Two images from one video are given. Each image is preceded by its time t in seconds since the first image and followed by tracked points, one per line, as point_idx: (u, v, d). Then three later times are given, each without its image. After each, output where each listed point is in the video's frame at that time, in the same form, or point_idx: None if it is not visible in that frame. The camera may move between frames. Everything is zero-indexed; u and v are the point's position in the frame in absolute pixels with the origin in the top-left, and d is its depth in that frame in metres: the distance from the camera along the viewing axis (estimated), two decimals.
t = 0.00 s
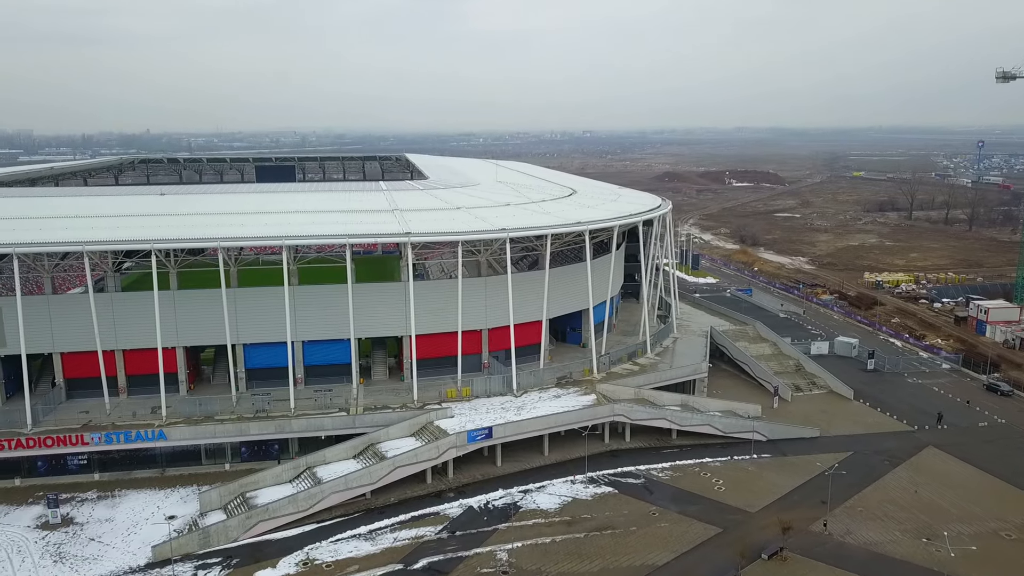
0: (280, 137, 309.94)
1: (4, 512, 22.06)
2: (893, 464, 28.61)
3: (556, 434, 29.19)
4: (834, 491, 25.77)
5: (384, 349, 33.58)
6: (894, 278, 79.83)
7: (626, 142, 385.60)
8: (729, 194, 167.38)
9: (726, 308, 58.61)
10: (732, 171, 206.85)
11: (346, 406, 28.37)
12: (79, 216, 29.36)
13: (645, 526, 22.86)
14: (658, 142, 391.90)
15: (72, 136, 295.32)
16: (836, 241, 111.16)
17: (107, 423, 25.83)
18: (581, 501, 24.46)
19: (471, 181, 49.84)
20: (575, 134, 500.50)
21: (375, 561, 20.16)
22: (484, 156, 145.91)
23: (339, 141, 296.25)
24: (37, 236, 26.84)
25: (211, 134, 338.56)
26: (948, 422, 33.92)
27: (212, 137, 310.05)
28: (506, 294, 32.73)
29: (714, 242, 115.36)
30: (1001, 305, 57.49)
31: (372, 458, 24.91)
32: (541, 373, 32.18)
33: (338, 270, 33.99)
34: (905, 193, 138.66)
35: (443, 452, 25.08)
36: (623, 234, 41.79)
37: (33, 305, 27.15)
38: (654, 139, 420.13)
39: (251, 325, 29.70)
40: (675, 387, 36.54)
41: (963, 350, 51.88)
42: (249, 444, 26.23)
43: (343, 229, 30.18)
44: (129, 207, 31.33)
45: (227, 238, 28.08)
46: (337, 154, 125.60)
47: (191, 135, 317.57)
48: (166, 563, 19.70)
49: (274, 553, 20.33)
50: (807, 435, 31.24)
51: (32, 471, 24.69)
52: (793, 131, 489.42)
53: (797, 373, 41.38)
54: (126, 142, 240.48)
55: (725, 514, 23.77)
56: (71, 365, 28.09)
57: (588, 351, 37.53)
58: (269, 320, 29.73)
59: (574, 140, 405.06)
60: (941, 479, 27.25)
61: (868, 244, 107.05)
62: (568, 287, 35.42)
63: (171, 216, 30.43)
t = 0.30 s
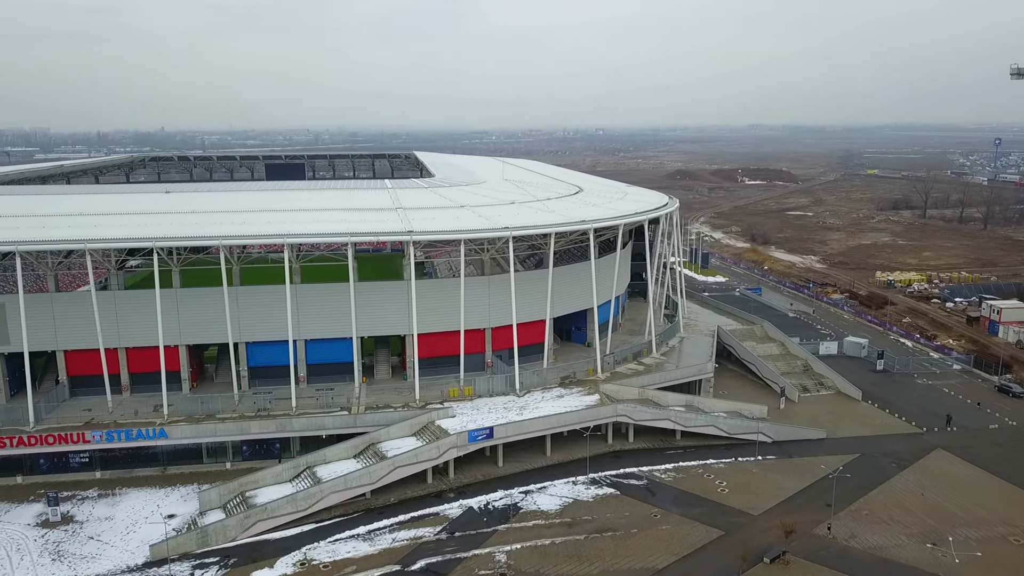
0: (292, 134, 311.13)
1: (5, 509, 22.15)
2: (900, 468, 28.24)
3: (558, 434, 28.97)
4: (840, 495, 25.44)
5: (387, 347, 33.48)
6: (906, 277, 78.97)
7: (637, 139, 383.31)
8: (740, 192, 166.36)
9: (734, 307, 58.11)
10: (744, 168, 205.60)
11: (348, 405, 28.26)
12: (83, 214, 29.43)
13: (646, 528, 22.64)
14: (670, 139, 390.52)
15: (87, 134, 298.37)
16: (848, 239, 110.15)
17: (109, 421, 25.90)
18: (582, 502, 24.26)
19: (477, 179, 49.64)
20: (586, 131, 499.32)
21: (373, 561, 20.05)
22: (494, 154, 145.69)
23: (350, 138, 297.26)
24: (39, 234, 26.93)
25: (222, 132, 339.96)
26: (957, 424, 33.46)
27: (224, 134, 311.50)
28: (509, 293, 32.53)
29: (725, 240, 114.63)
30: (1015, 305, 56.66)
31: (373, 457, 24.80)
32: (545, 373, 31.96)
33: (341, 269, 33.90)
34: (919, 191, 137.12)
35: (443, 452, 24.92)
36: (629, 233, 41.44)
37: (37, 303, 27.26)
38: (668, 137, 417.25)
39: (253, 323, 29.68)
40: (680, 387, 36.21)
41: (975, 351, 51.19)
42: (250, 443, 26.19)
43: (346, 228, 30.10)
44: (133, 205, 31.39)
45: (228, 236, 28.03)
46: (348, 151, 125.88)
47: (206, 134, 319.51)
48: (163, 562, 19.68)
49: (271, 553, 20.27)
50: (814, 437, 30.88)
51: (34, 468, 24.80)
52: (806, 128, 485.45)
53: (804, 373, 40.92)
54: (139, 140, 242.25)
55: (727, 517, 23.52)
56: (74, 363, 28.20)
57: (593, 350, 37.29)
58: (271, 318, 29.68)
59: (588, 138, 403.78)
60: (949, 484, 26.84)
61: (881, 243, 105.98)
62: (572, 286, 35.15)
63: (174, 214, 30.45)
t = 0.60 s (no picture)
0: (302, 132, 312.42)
1: (4, 508, 22.22)
2: (905, 471, 27.89)
3: (559, 434, 28.76)
4: (843, 498, 25.12)
5: (389, 346, 33.41)
6: (917, 276, 78.22)
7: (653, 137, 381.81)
8: (750, 190, 165.35)
9: (741, 307, 57.64)
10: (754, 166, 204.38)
11: (348, 404, 28.17)
12: (85, 212, 29.49)
13: (645, 531, 22.42)
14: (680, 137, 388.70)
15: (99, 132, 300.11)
16: (859, 238, 109.22)
17: (109, 420, 25.89)
18: (581, 503, 24.06)
19: (482, 176, 49.45)
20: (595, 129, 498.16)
21: (369, 562, 19.94)
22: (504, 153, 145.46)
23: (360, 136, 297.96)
24: (40, 231, 26.99)
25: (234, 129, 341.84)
26: (965, 427, 33.05)
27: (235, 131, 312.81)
28: (510, 291, 32.33)
29: (734, 239, 113.88)
30: None
31: (371, 457, 24.70)
32: (546, 373, 31.75)
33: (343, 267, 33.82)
34: (932, 189, 135.85)
35: (442, 452, 24.77)
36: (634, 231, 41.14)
37: (39, 301, 27.35)
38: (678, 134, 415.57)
39: (253, 322, 29.63)
40: (684, 387, 35.90)
41: (985, 351, 50.59)
42: (250, 442, 26.16)
43: (346, 226, 29.97)
44: (136, 203, 31.42)
45: (229, 234, 27.99)
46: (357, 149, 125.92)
47: (217, 131, 321.22)
48: (159, 562, 19.66)
49: (267, 553, 20.21)
50: (818, 438, 30.53)
51: (34, 466, 24.87)
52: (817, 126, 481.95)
53: (810, 374, 40.50)
54: (151, 139, 243.70)
55: (728, 519, 23.28)
56: (76, 361, 28.29)
57: (596, 350, 37.06)
58: (271, 317, 29.64)
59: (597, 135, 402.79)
60: (955, 489, 26.47)
61: (892, 241, 105.02)
62: (575, 285, 34.87)
63: (176, 212, 30.45)
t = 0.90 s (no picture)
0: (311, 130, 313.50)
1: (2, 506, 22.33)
2: (909, 474, 27.54)
3: (559, 435, 28.55)
4: (845, 502, 24.81)
5: (390, 346, 33.32)
6: (927, 275, 77.51)
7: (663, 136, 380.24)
8: (760, 188, 164.44)
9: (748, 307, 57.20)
10: (764, 164, 203.24)
11: (347, 404, 28.08)
12: (86, 210, 29.58)
13: (643, 533, 22.20)
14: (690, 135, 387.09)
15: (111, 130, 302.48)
16: (869, 236, 108.38)
17: (107, 419, 25.93)
18: (579, 505, 23.86)
19: (485, 175, 49.28)
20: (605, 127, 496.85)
21: (363, 564, 19.83)
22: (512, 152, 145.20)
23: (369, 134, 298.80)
24: (39, 230, 27.07)
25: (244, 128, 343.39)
26: (971, 431, 32.63)
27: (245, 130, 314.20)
28: (511, 291, 32.13)
29: (743, 238, 113.16)
30: None
31: (368, 457, 24.60)
32: (547, 372, 31.54)
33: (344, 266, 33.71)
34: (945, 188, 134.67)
35: (439, 453, 24.61)
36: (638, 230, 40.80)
37: (39, 299, 27.45)
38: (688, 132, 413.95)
39: (252, 321, 29.59)
40: (687, 388, 35.60)
41: (995, 353, 50.00)
42: (248, 441, 26.13)
43: (346, 225, 29.90)
44: (138, 202, 31.49)
45: (228, 233, 27.94)
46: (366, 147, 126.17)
47: (227, 129, 322.84)
48: (153, 561, 19.63)
49: (261, 554, 20.14)
50: (821, 440, 30.19)
51: (33, 465, 24.97)
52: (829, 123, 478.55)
53: (816, 375, 40.09)
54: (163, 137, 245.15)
55: (727, 522, 23.04)
56: (77, 360, 28.39)
57: (599, 349, 36.84)
58: (271, 316, 29.59)
59: (607, 133, 401.93)
60: (960, 493, 26.09)
61: (903, 240, 104.18)
62: (577, 284, 34.62)
63: (176, 211, 30.47)
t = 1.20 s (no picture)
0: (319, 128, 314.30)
1: None
2: (909, 477, 27.19)
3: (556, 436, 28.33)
4: (844, 506, 24.51)
5: (388, 345, 33.18)
6: (934, 275, 76.81)
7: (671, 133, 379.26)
8: (768, 186, 163.53)
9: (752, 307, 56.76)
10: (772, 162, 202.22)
11: (342, 403, 27.96)
12: (83, 209, 29.61)
13: (637, 537, 21.98)
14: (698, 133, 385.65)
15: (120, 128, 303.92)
16: (878, 235, 107.57)
17: (103, 418, 25.95)
18: (574, 507, 23.66)
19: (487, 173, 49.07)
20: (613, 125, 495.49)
21: (353, 566, 19.71)
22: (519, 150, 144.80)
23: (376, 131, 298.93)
24: (34, 228, 27.09)
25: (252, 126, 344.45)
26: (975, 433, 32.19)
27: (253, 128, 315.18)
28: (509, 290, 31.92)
29: (750, 236, 112.49)
30: None
31: (362, 458, 24.47)
32: (545, 373, 31.31)
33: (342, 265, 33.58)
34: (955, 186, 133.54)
35: (433, 454, 24.45)
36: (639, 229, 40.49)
37: (36, 298, 27.50)
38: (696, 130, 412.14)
39: (249, 320, 29.52)
40: (687, 389, 35.29)
41: (1001, 353, 49.44)
42: (243, 441, 26.07)
43: (342, 224, 29.78)
44: (136, 200, 31.48)
45: (223, 232, 27.86)
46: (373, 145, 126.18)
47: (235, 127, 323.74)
48: (144, 562, 19.60)
49: (251, 555, 20.06)
50: (822, 442, 29.86)
51: (27, 464, 25.02)
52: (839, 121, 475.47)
53: (819, 375, 39.70)
54: (175, 135, 246.35)
55: (723, 525, 22.80)
56: (73, 359, 28.43)
57: (599, 349, 36.61)
58: (268, 315, 29.52)
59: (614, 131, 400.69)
60: (962, 497, 25.74)
61: (912, 239, 103.36)
62: (576, 284, 34.37)
63: (173, 209, 30.44)
